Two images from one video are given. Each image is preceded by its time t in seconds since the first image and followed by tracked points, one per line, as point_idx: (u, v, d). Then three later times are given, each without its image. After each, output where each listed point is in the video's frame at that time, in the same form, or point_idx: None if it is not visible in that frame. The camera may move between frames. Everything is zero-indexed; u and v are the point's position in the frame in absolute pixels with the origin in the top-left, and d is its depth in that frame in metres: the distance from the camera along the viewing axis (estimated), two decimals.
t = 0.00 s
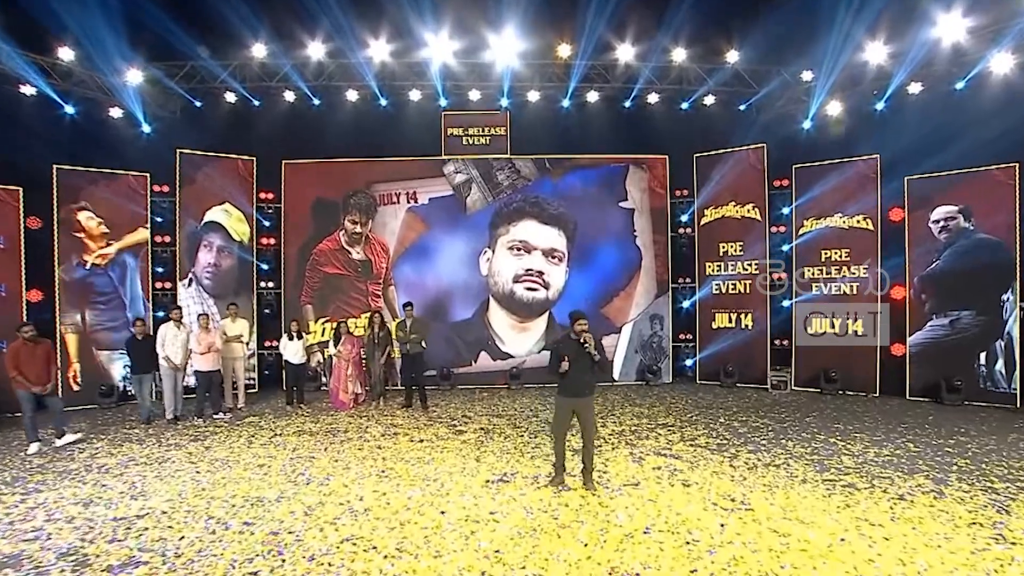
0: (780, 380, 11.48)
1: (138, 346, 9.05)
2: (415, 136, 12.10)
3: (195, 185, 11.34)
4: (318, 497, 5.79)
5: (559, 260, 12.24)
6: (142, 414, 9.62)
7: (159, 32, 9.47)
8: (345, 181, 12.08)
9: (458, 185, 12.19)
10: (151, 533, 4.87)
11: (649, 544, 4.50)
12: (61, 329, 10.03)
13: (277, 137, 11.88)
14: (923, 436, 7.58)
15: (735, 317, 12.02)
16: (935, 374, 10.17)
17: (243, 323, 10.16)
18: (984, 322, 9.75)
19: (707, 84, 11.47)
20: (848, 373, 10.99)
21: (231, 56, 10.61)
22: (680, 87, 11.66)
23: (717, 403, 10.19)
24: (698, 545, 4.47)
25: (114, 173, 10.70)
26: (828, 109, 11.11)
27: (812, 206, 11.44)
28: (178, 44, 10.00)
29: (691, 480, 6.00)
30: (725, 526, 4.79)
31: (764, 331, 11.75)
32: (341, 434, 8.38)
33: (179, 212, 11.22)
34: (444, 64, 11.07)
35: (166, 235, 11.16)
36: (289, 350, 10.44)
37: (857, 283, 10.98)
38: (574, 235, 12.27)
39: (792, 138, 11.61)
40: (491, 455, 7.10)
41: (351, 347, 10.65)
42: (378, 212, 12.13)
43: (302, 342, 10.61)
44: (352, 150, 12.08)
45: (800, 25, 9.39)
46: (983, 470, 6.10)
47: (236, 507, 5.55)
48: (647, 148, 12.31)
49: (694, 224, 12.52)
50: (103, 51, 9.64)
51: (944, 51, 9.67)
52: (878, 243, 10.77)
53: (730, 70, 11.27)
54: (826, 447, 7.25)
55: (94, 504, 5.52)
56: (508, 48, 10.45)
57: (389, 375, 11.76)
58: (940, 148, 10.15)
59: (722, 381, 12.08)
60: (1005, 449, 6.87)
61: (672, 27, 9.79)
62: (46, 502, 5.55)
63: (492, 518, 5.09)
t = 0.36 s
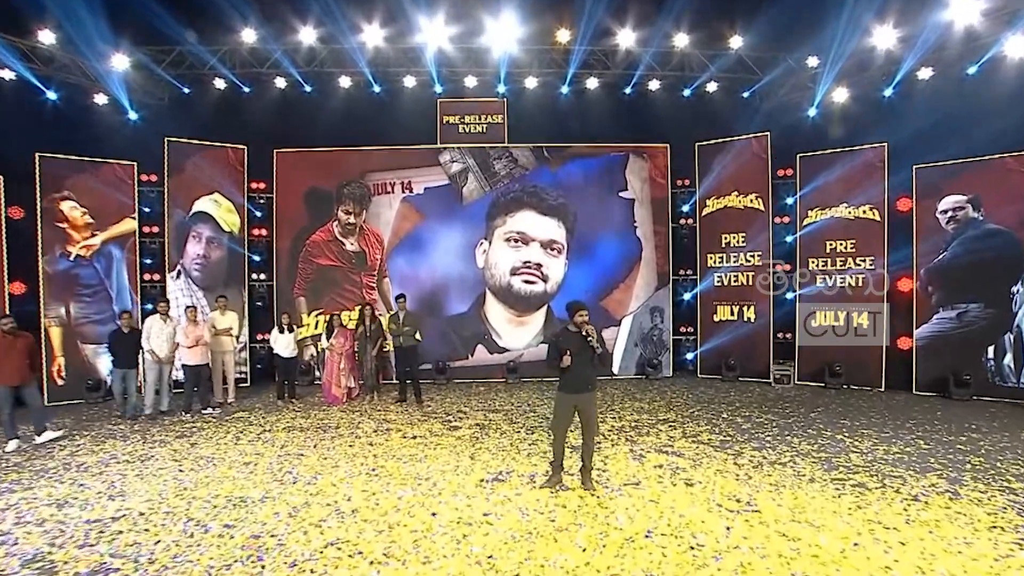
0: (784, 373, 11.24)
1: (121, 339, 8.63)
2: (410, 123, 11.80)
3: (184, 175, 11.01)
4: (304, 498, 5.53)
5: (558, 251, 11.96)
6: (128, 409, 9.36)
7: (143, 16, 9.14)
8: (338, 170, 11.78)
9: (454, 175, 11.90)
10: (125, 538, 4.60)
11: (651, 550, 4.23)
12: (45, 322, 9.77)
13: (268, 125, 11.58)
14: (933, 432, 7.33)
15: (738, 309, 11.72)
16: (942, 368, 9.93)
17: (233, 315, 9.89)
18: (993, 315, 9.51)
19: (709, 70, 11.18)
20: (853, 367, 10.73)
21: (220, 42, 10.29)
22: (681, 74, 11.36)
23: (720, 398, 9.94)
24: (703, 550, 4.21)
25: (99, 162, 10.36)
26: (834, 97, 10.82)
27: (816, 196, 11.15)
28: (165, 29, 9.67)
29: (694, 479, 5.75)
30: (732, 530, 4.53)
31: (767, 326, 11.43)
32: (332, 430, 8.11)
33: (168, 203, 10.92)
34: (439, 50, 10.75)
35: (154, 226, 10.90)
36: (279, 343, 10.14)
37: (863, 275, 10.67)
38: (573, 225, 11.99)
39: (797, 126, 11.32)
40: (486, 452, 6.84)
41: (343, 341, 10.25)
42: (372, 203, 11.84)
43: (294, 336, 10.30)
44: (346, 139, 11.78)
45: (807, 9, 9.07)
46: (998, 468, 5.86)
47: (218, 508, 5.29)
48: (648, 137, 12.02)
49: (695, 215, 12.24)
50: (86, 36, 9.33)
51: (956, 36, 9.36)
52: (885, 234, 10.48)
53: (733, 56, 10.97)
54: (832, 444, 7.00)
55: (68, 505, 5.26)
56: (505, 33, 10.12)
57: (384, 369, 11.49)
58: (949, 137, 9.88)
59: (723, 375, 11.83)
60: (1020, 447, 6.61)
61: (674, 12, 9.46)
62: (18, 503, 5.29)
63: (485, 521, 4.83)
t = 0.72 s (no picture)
0: (786, 371, 10.97)
1: (105, 335, 8.43)
2: (407, 116, 11.58)
3: (176, 169, 10.85)
4: (292, 500, 5.33)
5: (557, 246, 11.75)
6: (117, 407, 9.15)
7: (132, 5, 8.89)
8: (334, 164, 11.57)
9: (451, 168, 11.67)
10: (102, 543, 4.40)
11: (652, 558, 4.02)
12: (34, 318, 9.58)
13: (261, 118, 11.36)
14: (941, 432, 7.13)
15: (740, 306, 11.53)
16: (949, 366, 9.72)
17: (225, 312, 9.62)
18: (1001, 311, 9.30)
19: (712, 62, 10.96)
20: (858, 365, 10.53)
21: (212, 33, 10.05)
22: (683, 65, 11.12)
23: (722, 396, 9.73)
24: (708, 557, 4.01)
25: (88, 155, 10.16)
26: (839, 88, 10.59)
27: (821, 190, 10.93)
28: (156, 19, 9.44)
29: (697, 481, 5.54)
30: (736, 536, 4.33)
31: (770, 322, 11.24)
32: (324, 429, 7.90)
33: (159, 197, 10.74)
34: (437, 41, 10.51)
35: (145, 220, 10.69)
36: (272, 339, 9.93)
37: (868, 270, 10.47)
38: (572, 220, 11.77)
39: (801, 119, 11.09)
40: (482, 452, 6.64)
41: (339, 336, 10.20)
42: (368, 197, 11.62)
43: (287, 332, 10.08)
44: (341, 132, 11.56)
45: None
46: (1012, 470, 5.65)
47: (203, 511, 5.09)
48: (649, 130, 11.79)
49: (697, 209, 12.01)
50: (73, 25, 9.09)
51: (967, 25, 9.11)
52: (891, 228, 10.27)
53: (737, 47, 10.73)
54: (839, 443, 6.80)
55: (46, 509, 5.06)
56: (504, 23, 9.87)
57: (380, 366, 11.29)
58: (958, 130, 9.66)
59: (725, 372, 11.64)
60: None
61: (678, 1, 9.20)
62: None
63: (478, 526, 4.62)
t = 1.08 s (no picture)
0: (793, 370, 10.70)
1: (92, 334, 8.16)
2: (405, 110, 11.36)
3: (171, 165, 10.60)
4: (281, 505, 5.13)
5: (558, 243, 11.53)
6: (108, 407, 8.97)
7: None
8: (330, 159, 11.36)
9: (450, 164, 11.46)
10: (77, 552, 4.20)
11: (656, 569, 3.80)
12: (25, 315, 9.42)
13: (257, 113, 11.16)
14: (955, 434, 6.90)
15: (744, 304, 11.29)
16: (959, 366, 9.48)
17: (217, 309, 9.46)
18: (1012, 310, 9.05)
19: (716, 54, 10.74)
20: (865, 364, 10.31)
21: (205, 26, 9.84)
22: (687, 58, 10.89)
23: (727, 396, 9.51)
24: (714, 568, 3.80)
25: (80, 150, 9.95)
26: (847, 81, 10.36)
27: (828, 186, 10.69)
28: (149, 12, 9.23)
29: (701, 486, 5.33)
30: (744, 546, 4.10)
31: (775, 321, 10.99)
32: (318, 430, 7.70)
33: (153, 193, 10.49)
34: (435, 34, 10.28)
35: (139, 217, 10.48)
36: (266, 338, 9.70)
37: (876, 268, 10.23)
38: (574, 217, 11.55)
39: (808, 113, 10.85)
40: (479, 454, 6.43)
41: (336, 335, 9.96)
42: (366, 193, 11.42)
43: (282, 330, 9.88)
44: (338, 126, 11.35)
45: None
46: None
47: (187, 516, 4.89)
48: (652, 124, 11.57)
49: (701, 206, 11.76)
50: (63, 17, 8.89)
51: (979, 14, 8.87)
52: (900, 224, 10.02)
53: (742, 39, 10.49)
54: (849, 446, 6.57)
55: (24, 514, 4.87)
56: (504, 15, 9.64)
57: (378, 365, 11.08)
58: (969, 124, 9.41)
59: (730, 372, 11.41)
60: None
61: None
62: None
63: (473, 534, 4.41)
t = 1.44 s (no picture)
0: (801, 371, 10.46)
1: (84, 332, 8.05)
2: (405, 106, 11.16)
3: (168, 162, 10.48)
4: (269, 511, 4.94)
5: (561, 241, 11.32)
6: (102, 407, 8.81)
7: None
8: (329, 156, 11.19)
9: (451, 160, 11.27)
10: (53, 561, 4.02)
11: None
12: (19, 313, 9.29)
13: (255, 109, 10.98)
14: (971, 438, 6.66)
15: (750, 303, 11.07)
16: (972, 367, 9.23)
17: (212, 308, 9.27)
18: None
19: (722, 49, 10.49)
20: (875, 364, 10.08)
21: (201, 21, 9.63)
22: (692, 52, 10.67)
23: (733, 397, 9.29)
24: None
25: (75, 147, 9.82)
26: (857, 75, 10.11)
27: (836, 182, 10.44)
28: (144, 7, 9.05)
29: (708, 492, 5.11)
30: (754, 558, 3.88)
31: (782, 320, 10.76)
32: (314, 432, 7.52)
33: (150, 190, 10.36)
34: (435, 28, 10.06)
35: (135, 215, 10.34)
36: (263, 337, 9.53)
37: (887, 266, 9.98)
38: (577, 214, 11.35)
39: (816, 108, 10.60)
40: (477, 458, 6.24)
41: (334, 334, 9.76)
42: (365, 190, 11.24)
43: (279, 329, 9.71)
44: (337, 123, 11.17)
45: None
46: None
47: (172, 522, 4.71)
48: (657, 120, 11.34)
49: (707, 203, 11.53)
50: (56, 11, 8.73)
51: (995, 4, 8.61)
52: (911, 222, 9.78)
53: (749, 32, 10.25)
54: (860, 450, 6.34)
55: (4, 519, 4.70)
56: (505, 8, 9.41)
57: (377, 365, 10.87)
58: (983, 118, 9.15)
59: (736, 373, 11.16)
60: None
61: None
62: None
63: (467, 542, 4.21)
